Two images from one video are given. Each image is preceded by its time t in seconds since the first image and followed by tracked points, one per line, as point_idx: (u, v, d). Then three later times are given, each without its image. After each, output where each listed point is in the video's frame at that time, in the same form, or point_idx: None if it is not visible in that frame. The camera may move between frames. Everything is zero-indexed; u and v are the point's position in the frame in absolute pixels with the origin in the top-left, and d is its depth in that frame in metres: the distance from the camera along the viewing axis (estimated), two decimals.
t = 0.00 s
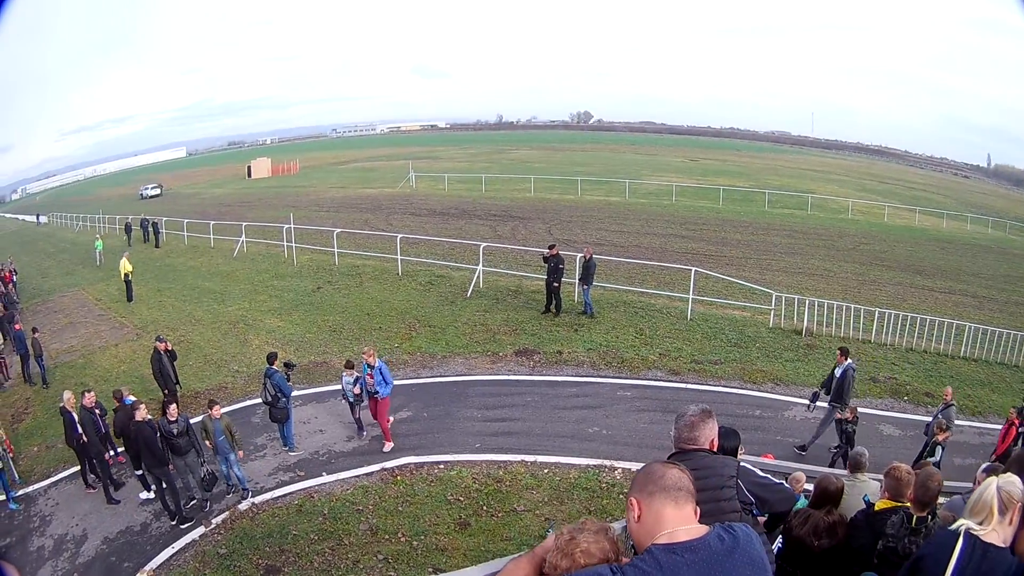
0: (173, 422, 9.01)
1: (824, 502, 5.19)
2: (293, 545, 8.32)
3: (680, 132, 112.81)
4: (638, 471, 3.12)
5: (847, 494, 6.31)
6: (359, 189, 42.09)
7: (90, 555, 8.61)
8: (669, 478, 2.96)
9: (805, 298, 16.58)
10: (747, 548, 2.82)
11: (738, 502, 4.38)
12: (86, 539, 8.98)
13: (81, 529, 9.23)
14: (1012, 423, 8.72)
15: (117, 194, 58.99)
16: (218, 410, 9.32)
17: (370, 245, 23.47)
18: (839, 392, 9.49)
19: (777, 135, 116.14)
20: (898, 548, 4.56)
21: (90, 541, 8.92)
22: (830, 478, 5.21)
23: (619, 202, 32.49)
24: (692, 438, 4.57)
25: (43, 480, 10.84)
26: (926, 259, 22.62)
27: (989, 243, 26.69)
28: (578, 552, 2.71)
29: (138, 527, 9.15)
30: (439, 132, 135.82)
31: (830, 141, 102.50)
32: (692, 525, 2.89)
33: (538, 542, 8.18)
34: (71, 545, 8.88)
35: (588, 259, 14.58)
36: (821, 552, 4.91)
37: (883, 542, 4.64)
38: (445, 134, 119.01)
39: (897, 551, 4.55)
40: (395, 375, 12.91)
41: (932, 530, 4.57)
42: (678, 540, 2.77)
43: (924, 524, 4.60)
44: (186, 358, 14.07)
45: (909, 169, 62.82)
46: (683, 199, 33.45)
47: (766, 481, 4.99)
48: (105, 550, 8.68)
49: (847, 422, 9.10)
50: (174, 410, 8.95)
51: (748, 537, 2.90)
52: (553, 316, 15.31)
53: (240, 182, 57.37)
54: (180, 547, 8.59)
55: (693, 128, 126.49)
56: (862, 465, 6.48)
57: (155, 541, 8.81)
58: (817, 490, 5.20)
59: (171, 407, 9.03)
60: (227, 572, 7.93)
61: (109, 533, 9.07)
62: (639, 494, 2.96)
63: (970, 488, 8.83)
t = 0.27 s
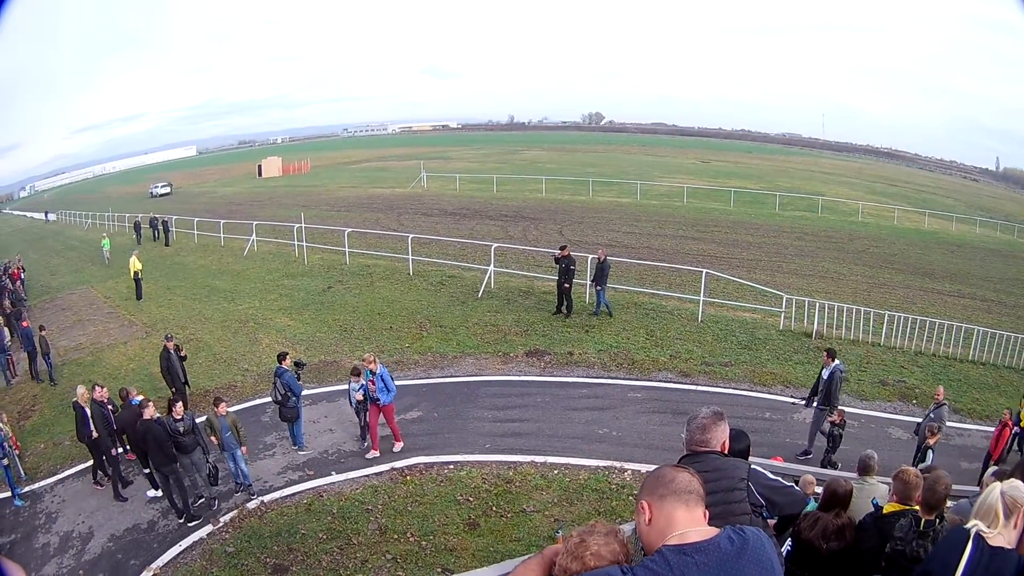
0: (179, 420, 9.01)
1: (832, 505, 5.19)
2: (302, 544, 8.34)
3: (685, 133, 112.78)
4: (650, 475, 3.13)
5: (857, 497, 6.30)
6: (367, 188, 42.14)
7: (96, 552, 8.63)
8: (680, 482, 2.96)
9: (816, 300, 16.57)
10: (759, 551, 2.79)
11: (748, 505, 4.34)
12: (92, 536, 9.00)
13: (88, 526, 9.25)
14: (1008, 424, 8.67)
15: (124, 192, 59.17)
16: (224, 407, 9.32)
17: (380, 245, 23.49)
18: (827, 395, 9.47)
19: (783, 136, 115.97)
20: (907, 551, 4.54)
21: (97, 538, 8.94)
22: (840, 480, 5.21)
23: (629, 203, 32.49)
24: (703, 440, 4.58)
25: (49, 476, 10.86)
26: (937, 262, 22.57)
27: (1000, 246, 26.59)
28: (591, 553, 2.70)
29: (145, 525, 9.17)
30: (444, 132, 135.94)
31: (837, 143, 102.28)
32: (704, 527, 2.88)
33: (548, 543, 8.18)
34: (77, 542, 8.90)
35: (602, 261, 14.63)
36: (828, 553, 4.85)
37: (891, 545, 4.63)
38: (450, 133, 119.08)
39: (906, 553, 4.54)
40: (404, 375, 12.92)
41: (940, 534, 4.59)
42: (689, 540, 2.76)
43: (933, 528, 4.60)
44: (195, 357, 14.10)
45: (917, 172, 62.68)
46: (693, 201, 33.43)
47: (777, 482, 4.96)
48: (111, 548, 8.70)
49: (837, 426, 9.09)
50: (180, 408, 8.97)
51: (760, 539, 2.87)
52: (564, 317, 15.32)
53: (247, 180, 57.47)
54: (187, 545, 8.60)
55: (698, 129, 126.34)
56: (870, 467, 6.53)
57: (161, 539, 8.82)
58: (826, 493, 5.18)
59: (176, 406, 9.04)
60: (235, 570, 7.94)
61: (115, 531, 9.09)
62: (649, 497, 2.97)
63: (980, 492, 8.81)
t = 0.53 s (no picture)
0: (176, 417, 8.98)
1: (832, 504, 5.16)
2: (301, 542, 8.33)
3: (686, 132, 112.82)
4: (647, 471, 3.11)
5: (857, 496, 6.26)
6: (368, 186, 42.13)
7: (95, 550, 8.62)
8: (678, 478, 2.94)
9: (816, 298, 16.57)
10: (758, 547, 2.79)
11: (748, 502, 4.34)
12: (91, 534, 8.99)
13: (87, 524, 9.24)
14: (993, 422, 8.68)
15: (124, 190, 59.14)
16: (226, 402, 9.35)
17: (380, 242, 23.49)
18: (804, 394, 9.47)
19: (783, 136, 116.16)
20: (907, 550, 4.39)
21: (96, 536, 8.93)
22: (838, 479, 5.22)
23: (629, 200, 32.49)
24: (704, 437, 4.59)
25: (49, 474, 10.85)
26: (936, 261, 22.59)
27: (1000, 245, 26.61)
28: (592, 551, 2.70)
29: (144, 523, 9.17)
30: (444, 131, 135.91)
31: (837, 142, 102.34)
32: (702, 523, 2.88)
33: (547, 540, 8.18)
34: (77, 540, 8.90)
35: (606, 259, 14.64)
36: (828, 552, 4.84)
37: (891, 544, 4.51)
38: (451, 132, 119.05)
39: (905, 551, 4.39)
40: (404, 373, 12.92)
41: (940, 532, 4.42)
42: (688, 537, 2.77)
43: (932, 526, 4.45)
44: (194, 354, 14.09)
45: (917, 171, 62.74)
46: (694, 199, 33.44)
47: (776, 482, 5.05)
48: (111, 545, 8.70)
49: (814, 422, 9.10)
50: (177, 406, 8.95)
51: (759, 535, 2.88)
52: (564, 314, 15.31)
53: (247, 178, 57.43)
54: (186, 542, 8.59)
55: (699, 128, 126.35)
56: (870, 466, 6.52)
57: (161, 536, 8.82)
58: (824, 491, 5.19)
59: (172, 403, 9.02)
60: (234, 568, 7.94)
61: (115, 528, 9.09)
62: (647, 494, 2.95)
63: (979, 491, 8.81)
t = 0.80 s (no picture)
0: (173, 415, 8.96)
1: (830, 502, 5.15)
2: (299, 540, 8.33)
3: (685, 131, 112.83)
4: (643, 470, 3.11)
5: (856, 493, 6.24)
6: (368, 184, 42.15)
7: (94, 547, 8.63)
8: (675, 476, 2.95)
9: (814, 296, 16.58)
10: (755, 543, 2.79)
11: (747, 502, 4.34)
12: (90, 531, 9.00)
13: (86, 521, 9.24)
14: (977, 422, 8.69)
15: (123, 187, 59.12)
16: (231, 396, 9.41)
17: (379, 239, 23.49)
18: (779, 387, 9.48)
19: (783, 135, 116.22)
20: (905, 548, 4.37)
21: (94, 534, 8.93)
22: (837, 477, 5.23)
23: (628, 198, 32.52)
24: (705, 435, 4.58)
25: (47, 472, 10.84)
26: (935, 259, 22.62)
27: (999, 244, 26.62)
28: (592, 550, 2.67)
29: (143, 520, 9.17)
30: (444, 129, 135.91)
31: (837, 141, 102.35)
32: (699, 520, 2.88)
33: (545, 537, 8.18)
34: (75, 538, 8.89)
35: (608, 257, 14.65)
36: (827, 551, 4.81)
37: (890, 542, 4.47)
38: (450, 130, 119.06)
39: (904, 550, 4.36)
40: (403, 370, 12.93)
41: (939, 531, 4.36)
42: (684, 535, 2.76)
43: (932, 524, 4.40)
44: (193, 351, 14.09)
45: (916, 170, 62.76)
46: (693, 197, 33.47)
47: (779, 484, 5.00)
48: (110, 543, 8.71)
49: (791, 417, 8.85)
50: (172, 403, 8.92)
51: (756, 533, 2.87)
52: (563, 311, 15.33)
53: (246, 176, 57.42)
54: (184, 540, 8.59)
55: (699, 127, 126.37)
56: (869, 464, 6.52)
57: (159, 534, 8.83)
58: (823, 489, 5.20)
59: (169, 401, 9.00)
60: (233, 565, 7.93)
61: (114, 526, 9.09)
62: (644, 493, 2.95)
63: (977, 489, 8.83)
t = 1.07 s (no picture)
0: (171, 416, 8.96)
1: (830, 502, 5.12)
2: (298, 540, 8.33)
3: (684, 130, 112.86)
4: (640, 471, 3.13)
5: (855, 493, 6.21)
6: (367, 184, 42.14)
7: (93, 548, 8.62)
8: (672, 475, 2.96)
9: (813, 296, 16.59)
10: (752, 543, 2.79)
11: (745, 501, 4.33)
12: (89, 532, 8.99)
13: (85, 522, 9.24)
14: (959, 419, 8.70)
15: (122, 188, 59.12)
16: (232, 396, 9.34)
17: (377, 239, 23.49)
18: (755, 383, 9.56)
19: (782, 134, 116.22)
20: (904, 547, 4.33)
21: (94, 535, 8.93)
22: (837, 476, 5.20)
23: (627, 198, 32.52)
24: (703, 434, 4.57)
25: (46, 473, 10.84)
26: (933, 258, 22.63)
27: (997, 243, 26.64)
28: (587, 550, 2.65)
29: (142, 521, 9.16)
30: (443, 130, 135.90)
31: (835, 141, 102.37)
32: (696, 520, 2.88)
33: (543, 537, 8.18)
34: (74, 538, 8.89)
35: (608, 257, 14.66)
36: (826, 551, 4.78)
37: (889, 541, 4.43)
38: (449, 130, 119.05)
39: (903, 549, 4.32)
40: (401, 371, 12.93)
41: (938, 530, 4.29)
42: (681, 534, 2.77)
43: (930, 523, 4.33)
44: (192, 352, 14.09)
45: (915, 169, 62.78)
46: (691, 196, 33.49)
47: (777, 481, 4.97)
48: (109, 544, 8.70)
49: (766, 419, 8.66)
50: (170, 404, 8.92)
51: (754, 532, 2.87)
52: (561, 312, 15.34)
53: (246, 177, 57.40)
54: (183, 541, 8.59)
55: (698, 127, 126.37)
56: (867, 465, 6.51)
57: (159, 534, 8.83)
58: (823, 489, 5.17)
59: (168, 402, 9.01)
60: (232, 566, 7.93)
61: (113, 527, 9.09)
62: (641, 493, 2.96)
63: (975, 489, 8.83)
